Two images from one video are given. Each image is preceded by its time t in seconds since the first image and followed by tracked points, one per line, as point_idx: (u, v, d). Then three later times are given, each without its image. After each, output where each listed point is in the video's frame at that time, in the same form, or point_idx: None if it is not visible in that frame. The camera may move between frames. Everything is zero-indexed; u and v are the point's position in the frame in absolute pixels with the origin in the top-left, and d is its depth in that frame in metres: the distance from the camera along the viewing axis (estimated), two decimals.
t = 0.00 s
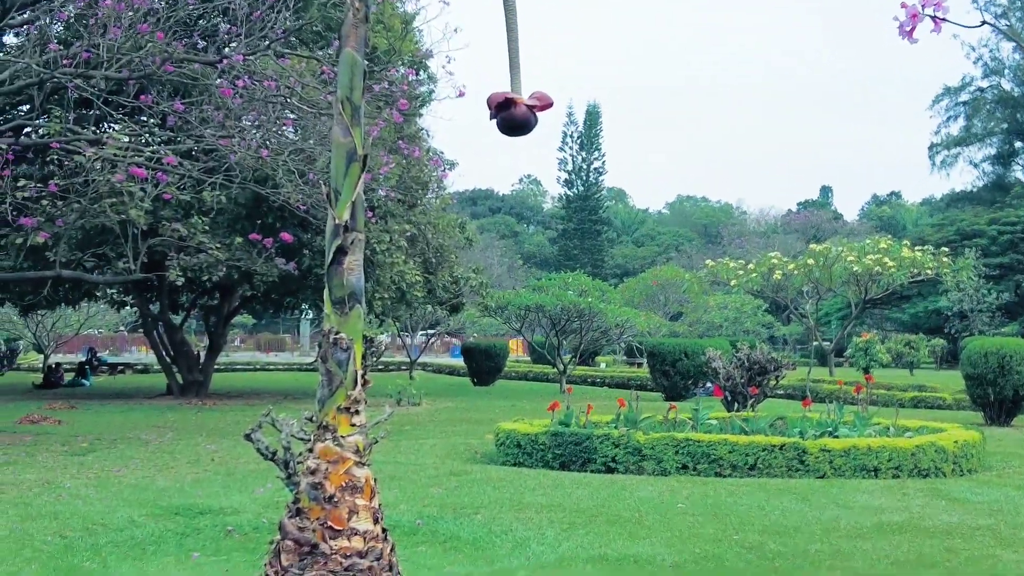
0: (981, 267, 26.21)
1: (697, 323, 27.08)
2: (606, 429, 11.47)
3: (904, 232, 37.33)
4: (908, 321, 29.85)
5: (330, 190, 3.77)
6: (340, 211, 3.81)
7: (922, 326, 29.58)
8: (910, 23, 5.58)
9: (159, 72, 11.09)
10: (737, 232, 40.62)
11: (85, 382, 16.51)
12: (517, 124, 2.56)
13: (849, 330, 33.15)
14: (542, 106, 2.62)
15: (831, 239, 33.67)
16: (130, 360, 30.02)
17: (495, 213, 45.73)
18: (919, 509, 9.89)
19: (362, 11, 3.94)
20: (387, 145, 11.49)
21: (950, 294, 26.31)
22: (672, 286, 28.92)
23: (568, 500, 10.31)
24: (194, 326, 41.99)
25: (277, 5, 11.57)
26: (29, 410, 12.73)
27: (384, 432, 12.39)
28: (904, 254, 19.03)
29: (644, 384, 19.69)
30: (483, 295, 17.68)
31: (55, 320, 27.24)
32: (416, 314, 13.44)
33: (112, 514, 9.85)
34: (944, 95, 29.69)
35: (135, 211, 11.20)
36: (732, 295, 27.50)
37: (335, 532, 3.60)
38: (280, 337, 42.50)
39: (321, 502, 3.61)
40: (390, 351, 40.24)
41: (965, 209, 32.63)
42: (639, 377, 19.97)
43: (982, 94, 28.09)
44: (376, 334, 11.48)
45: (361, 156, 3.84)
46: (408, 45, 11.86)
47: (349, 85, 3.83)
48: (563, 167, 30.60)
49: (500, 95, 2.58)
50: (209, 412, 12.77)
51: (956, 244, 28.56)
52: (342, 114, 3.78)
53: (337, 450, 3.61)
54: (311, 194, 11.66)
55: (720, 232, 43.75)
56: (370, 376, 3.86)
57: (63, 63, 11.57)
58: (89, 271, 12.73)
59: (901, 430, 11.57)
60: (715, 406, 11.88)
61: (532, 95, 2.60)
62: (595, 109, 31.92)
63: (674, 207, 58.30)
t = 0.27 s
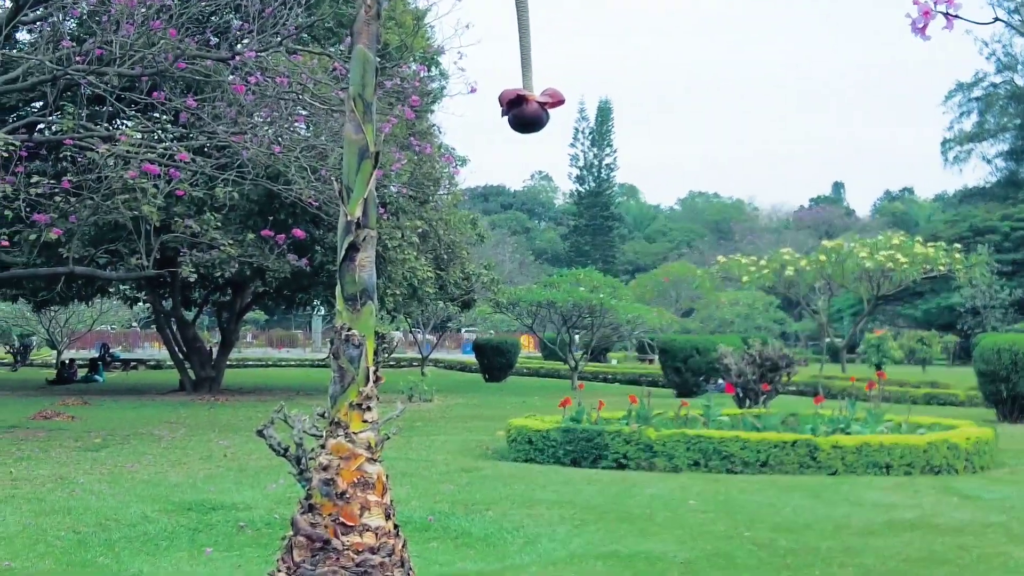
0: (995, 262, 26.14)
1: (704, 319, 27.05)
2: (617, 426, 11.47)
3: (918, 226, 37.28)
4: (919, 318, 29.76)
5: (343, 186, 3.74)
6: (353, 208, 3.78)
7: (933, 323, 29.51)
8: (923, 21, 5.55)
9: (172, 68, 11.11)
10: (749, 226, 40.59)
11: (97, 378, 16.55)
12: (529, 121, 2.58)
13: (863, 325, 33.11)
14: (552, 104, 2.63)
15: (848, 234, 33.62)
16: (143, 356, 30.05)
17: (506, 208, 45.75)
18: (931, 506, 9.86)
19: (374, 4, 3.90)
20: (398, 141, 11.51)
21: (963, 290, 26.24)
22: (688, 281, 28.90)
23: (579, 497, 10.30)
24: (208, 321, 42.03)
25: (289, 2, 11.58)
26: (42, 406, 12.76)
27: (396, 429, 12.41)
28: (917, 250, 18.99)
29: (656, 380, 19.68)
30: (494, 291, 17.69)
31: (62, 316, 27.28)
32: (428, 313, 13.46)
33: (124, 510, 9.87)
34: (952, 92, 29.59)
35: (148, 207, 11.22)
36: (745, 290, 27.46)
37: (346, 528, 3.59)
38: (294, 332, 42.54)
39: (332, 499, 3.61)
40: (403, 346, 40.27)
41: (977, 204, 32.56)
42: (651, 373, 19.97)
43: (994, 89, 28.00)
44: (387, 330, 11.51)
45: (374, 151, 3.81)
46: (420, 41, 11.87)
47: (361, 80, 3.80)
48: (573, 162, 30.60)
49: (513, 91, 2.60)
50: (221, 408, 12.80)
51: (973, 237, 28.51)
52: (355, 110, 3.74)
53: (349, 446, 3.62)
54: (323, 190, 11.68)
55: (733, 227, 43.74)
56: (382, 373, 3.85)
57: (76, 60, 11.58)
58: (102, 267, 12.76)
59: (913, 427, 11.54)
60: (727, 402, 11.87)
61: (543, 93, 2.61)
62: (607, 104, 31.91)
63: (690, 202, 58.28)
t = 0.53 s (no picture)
0: (1002, 263, 26.11)
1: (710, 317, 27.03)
2: (625, 427, 11.48)
3: (926, 228, 37.27)
4: (927, 318, 29.71)
5: (351, 188, 3.82)
6: (360, 209, 3.86)
7: (942, 323, 29.48)
8: (928, 23, 5.57)
9: (181, 70, 11.14)
10: (757, 228, 40.58)
11: (106, 378, 16.59)
12: (533, 121, 2.96)
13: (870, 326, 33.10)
14: (557, 103, 2.94)
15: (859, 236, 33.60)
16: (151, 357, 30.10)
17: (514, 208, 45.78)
18: (938, 507, 9.85)
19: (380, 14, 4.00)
20: (406, 142, 11.55)
21: (971, 291, 26.21)
22: (697, 282, 28.91)
23: (586, 497, 10.31)
24: (217, 323, 42.09)
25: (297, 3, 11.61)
26: (52, 406, 12.81)
27: (404, 429, 12.43)
28: (925, 251, 18.98)
29: (664, 380, 19.69)
30: (502, 292, 17.71)
31: (64, 317, 27.32)
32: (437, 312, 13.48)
33: (134, 510, 9.89)
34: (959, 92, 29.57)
35: (157, 208, 11.26)
36: (753, 290, 27.44)
37: (355, 528, 3.65)
38: (303, 334, 42.58)
39: (341, 499, 3.66)
40: (411, 347, 40.32)
41: (986, 205, 32.51)
42: (659, 374, 19.99)
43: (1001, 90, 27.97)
44: (395, 331, 11.55)
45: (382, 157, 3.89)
46: (428, 42, 11.89)
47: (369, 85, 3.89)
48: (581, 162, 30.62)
49: (523, 95, 2.99)
50: (229, 408, 12.84)
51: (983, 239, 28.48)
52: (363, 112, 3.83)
53: (357, 447, 3.68)
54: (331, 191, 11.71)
55: (742, 229, 43.73)
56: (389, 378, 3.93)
57: (86, 61, 11.62)
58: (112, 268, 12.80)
59: (921, 427, 11.54)
60: (734, 403, 11.89)
61: (546, 97, 3.02)
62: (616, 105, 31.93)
63: (700, 204, 58.27)
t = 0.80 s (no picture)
0: (1007, 275, 26.10)
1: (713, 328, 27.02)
2: (629, 437, 11.47)
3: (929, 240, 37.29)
4: (931, 328, 29.69)
5: (356, 197, 3.76)
6: (364, 219, 3.79)
7: (946, 335, 29.47)
8: (934, 29, 5.57)
9: (186, 80, 11.14)
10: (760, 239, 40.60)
11: (110, 387, 16.58)
12: (540, 134, 2.64)
13: (873, 338, 33.10)
14: (566, 116, 2.69)
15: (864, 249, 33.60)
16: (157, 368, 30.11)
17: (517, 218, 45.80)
18: (943, 518, 9.84)
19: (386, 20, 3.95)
20: (411, 152, 11.56)
21: (975, 302, 26.20)
22: (701, 292, 28.91)
23: (591, 507, 10.30)
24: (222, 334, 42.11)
25: (303, 13, 11.61)
26: (56, 416, 12.81)
27: (408, 439, 12.43)
28: (928, 261, 18.98)
29: (668, 391, 19.69)
30: (505, 302, 17.72)
31: (64, 326, 27.32)
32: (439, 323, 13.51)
33: (138, 520, 9.89)
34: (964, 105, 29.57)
35: (162, 218, 11.25)
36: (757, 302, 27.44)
37: (358, 538, 3.61)
38: (307, 345, 42.59)
39: (345, 509, 3.62)
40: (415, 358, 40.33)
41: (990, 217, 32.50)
42: (663, 383, 19.98)
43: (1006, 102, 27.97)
44: (399, 341, 11.55)
45: (386, 165, 3.84)
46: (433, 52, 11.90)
47: (374, 93, 3.83)
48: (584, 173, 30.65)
49: (525, 105, 2.67)
50: (233, 418, 12.84)
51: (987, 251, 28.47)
52: (369, 121, 3.78)
53: (361, 457, 3.62)
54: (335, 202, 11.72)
55: (745, 240, 43.76)
56: (394, 384, 3.86)
57: (91, 72, 11.61)
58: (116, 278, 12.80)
59: (926, 438, 11.53)
60: (739, 413, 11.88)
61: (557, 105, 2.69)
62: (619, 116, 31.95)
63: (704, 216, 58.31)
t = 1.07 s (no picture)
0: (1007, 298, 26.09)
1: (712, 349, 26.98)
2: (629, 461, 11.46)
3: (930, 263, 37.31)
4: (931, 351, 29.66)
5: (357, 223, 3.83)
6: (364, 243, 3.87)
7: (946, 358, 29.44)
8: (931, 60, 5.58)
9: (188, 105, 11.13)
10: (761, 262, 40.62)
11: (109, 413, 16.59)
12: (540, 156, 2.98)
13: (874, 361, 33.08)
14: (564, 141, 3.02)
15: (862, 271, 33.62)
16: (156, 392, 30.10)
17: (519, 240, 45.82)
18: (944, 543, 9.82)
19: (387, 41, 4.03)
20: (411, 176, 11.57)
21: (975, 325, 26.18)
22: (701, 317, 28.90)
23: (591, 532, 10.28)
24: (222, 356, 42.11)
25: (303, 38, 11.61)
26: (56, 440, 12.80)
27: (408, 463, 12.42)
28: (928, 285, 18.98)
29: (668, 415, 19.68)
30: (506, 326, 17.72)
31: (60, 350, 27.35)
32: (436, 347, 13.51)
33: (137, 544, 9.87)
34: (965, 127, 29.60)
35: (163, 242, 11.24)
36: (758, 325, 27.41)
37: (358, 563, 3.66)
38: (308, 367, 42.58)
39: (345, 534, 3.68)
40: (415, 381, 40.32)
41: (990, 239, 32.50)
42: (663, 408, 19.98)
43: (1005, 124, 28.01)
44: (399, 365, 11.55)
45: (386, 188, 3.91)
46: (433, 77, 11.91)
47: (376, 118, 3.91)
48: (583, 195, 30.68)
49: (526, 130, 2.99)
50: (233, 442, 12.83)
51: (988, 272, 28.46)
52: (370, 148, 3.85)
53: (361, 482, 3.66)
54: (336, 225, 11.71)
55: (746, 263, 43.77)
56: (394, 408, 3.90)
57: (92, 96, 11.60)
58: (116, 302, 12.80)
59: (926, 463, 11.52)
60: (739, 437, 11.87)
61: (553, 132, 3.04)
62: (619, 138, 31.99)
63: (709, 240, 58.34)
